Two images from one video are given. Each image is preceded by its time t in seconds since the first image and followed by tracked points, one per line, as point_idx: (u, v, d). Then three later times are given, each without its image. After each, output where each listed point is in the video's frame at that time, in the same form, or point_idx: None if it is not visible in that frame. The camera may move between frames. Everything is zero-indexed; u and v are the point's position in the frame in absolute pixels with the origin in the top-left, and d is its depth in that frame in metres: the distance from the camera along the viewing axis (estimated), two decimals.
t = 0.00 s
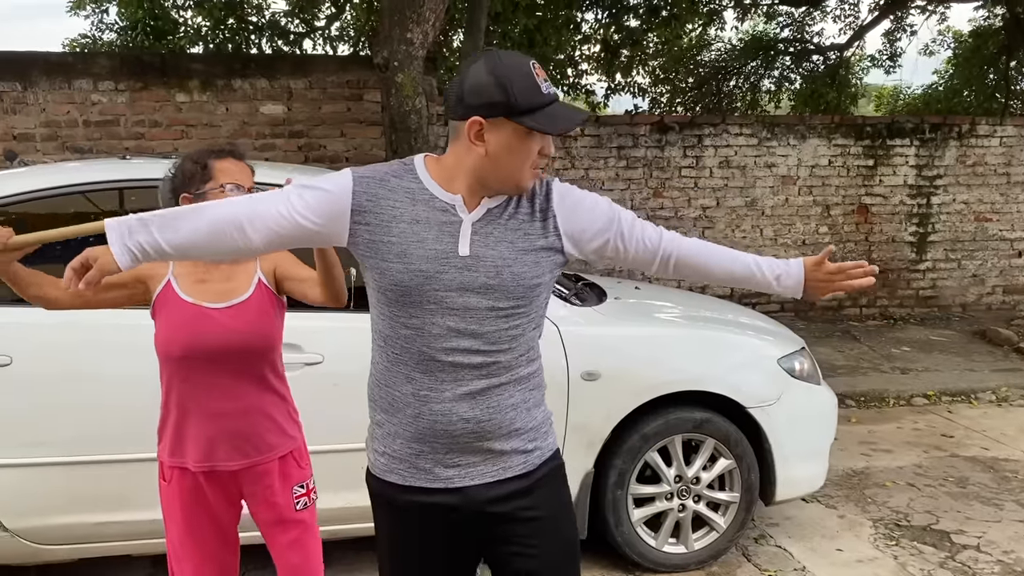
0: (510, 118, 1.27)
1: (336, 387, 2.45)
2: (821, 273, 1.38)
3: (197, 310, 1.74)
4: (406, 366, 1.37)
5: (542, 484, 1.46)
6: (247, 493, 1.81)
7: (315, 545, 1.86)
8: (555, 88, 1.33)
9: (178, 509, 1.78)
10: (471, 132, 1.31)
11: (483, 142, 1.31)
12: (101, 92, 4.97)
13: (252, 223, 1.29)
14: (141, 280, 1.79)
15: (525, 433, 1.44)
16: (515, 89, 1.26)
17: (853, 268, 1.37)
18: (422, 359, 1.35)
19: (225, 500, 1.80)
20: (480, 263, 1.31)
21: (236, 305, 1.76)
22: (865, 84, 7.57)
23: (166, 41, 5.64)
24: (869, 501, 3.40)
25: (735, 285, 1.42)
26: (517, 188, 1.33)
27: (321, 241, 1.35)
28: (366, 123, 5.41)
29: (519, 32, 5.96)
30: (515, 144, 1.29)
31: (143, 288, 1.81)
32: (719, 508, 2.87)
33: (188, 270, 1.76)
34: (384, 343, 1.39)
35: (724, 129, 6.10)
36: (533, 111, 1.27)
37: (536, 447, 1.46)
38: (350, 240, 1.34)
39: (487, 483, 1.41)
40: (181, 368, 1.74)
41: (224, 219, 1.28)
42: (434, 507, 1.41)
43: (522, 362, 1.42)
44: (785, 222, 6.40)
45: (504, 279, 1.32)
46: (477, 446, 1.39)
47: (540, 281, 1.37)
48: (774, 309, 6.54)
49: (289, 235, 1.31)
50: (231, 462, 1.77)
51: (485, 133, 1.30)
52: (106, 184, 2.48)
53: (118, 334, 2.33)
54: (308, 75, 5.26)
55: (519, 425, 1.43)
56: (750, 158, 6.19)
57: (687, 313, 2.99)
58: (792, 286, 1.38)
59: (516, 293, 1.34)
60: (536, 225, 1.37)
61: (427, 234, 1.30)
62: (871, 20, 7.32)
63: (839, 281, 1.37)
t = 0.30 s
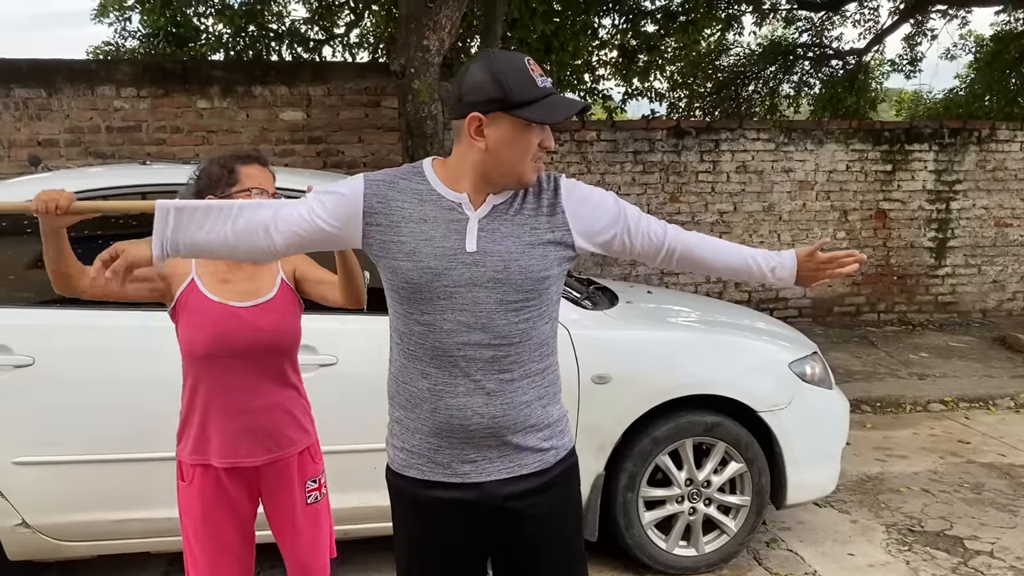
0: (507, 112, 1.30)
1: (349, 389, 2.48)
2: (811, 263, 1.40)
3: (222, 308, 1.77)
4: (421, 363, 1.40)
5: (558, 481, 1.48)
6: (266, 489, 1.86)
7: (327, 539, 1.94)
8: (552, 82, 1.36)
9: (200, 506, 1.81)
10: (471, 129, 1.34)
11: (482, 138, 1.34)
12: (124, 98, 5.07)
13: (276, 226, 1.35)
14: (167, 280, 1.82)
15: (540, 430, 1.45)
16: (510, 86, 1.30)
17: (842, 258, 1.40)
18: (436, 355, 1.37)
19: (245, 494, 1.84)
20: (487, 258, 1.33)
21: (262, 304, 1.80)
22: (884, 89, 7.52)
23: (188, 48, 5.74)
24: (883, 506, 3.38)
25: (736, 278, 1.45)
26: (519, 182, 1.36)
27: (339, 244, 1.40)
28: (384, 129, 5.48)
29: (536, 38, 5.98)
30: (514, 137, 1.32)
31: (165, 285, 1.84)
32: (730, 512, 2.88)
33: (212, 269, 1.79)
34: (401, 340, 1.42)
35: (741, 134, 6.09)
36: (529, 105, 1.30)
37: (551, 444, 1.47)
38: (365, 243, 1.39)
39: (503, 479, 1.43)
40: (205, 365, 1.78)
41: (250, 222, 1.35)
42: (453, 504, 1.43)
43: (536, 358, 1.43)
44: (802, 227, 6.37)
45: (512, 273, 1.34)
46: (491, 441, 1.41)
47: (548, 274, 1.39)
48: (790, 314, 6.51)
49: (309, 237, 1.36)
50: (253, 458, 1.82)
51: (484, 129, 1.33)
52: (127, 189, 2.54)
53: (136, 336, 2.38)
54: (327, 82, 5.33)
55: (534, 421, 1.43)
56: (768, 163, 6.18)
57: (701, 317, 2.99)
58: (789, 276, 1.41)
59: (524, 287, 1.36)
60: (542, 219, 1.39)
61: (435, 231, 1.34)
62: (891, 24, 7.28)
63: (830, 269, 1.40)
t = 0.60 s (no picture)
0: (530, 113, 1.32)
1: (366, 391, 2.51)
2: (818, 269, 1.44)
3: (251, 313, 1.80)
4: (449, 365, 1.41)
5: (586, 485, 1.48)
6: (285, 493, 1.88)
7: (341, 547, 1.96)
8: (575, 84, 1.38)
9: (220, 505, 1.84)
10: (495, 130, 1.36)
11: (506, 139, 1.36)
12: (146, 105, 5.16)
13: (310, 249, 1.38)
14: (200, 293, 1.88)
15: (568, 431, 1.45)
16: (534, 87, 1.31)
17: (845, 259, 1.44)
18: (463, 357, 1.38)
19: (264, 498, 1.87)
20: (512, 258, 1.34)
21: (287, 308, 1.83)
22: (905, 93, 7.46)
23: (209, 55, 5.82)
24: (901, 512, 3.35)
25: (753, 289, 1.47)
26: (542, 183, 1.38)
27: (372, 257, 1.43)
28: (402, 135, 5.53)
29: (554, 44, 6.03)
30: (537, 139, 1.34)
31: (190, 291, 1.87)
32: (746, 516, 2.87)
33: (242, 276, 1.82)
34: (430, 342, 1.44)
35: (760, 139, 6.07)
36: (553, 107, 1.32)
37: (579, 446, 1.47)
38: (394, 253, 1.41)
39: (531, 481, 1.43)
40: (232, 367, 1.82)
41: (285, 251, 1.38)
42: (479, 504, 1.44)
43: (563, 360, 1.42)
44: (821, 232, 6.33)
45: (537, 272, 1.34)
46: (519, 443, 1.41)
47: (573, 274, 1.39)
48: (809, 320, 6.46)
49: (343, 254, 1.39)
50: (274, 462, 1.85)
51: (508, 130, 1.35)
52: (150, 194, 2.58)
53: (157, 339, 2.43)
54: (346, 88, 5.40)
55: (561, 423, 1.43)
56: (786, 168, 6.15)
57: (719, 322, 2.99)
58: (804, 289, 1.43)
59: (550, 287, 1.36)
60: (564, 218, 1.40)
61: (460, 235, 1.35)
62: (912, 28, 7.22)
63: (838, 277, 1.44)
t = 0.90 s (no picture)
0: (547, 107, 1.33)
1: (380, 394, 2.53)
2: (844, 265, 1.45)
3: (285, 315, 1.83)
4: (467, 367, 1.42)
5: (602, 490, 1.48)
6: (311, 494, 1.90)
7: (360, 553, 1.97)
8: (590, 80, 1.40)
9: (247, 503, 1.86)
10: (512, 125, 1.37)
11: (522, 134, 1.37)
12: (163, 110, 5.23)
13: (341, 265, 1.40)
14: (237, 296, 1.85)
15: (586, 435, 1.44)
16: (551, 80, 1.33)
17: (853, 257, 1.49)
18: (481, 358, 1.39)
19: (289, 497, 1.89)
20: (529, 259, 1.33)
21: (323, 313, 1.85)
22: (922, 95, 7.41)
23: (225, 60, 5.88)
24: (918, 516, 3.32)
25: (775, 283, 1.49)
26: (559, 180, 1.38)
27: (399, 269, 1.45)
28: (416, 138, 5.56)
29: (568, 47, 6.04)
30: (554, 133, 1.35)
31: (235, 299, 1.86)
32: (760, 520, 2.86)
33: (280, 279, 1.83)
34: (450, 344, 1.45)
35: (775, 141, 6.05)
36: (569, 100, 1.33)
37: (598, 450, 1.46)
38: (417, 258, 1.42)
39: (547, 484, 1.43)
40: (265, 367, 1.85)
41: (319, 266, 1.40)
42: (494, 506, 1.45)
43: (581, 362, 1.41)
44: (837, 235, 6.30)
45: (554, 273, 1.34)
46: (536, 446, 1.41)
47: (591, 275, 1.37)
48: (825, 323, 6.42)
49: (373, 268, 1.42)
50: (303, 462, 1.87)
51: (525, 126, 1.36)
52: (167, 199, 2.62)
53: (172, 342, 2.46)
54: (361, 92, 5.43)
55: (579, 426, 1.42)
56: (801, 171, 6.13)
57: (734, 325, 2.99)
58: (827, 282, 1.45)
59: (567, 288, 1.35)
60: (581, 218, 1.39)
61: (477, 237, 1.35)
62: (929, 29, 7.17)
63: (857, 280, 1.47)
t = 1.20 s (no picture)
0: (561, 110, 1.33)
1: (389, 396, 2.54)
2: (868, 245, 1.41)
3: (328, 316, 1.86)
4: (477, 368, 1.43)
5: (611, 495, 1.48)
6: (350, 493, 1.94)
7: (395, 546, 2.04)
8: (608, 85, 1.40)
9: (288, 504, 1.88)
10: (526, 127, 1.38)
11: (537, 137, 1.37)
12: (174, 115, 5.27)
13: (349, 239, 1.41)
14: (272, 287, 1.92)
15: (593, 440, 1.44)
16: (566, 85, 1.34)
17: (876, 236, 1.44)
18: (490, 360, 1.40)
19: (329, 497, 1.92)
20: (539, 263, 1.34)
21: (363, 313, 1.90)
22: (933, 96, 7.38)
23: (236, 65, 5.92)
24: (930, 519, 3.30)
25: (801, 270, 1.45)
26: (572, 184, 1.38)
27: (405, 256, 1.45)
28: (426, 142, 5.58)
29: (578, 50, 6.04)
30: (568, 137, 1.35)
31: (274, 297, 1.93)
32: (770, 522, 2.85)
33: (317, 281, 1.88)
34: (460, 345, 1.47)
35: (784, 142, 6.03)
36: (584, 104, 1.33)
37: (606, 455, 1.46)
38: (426, 252, 1.44)
39: (554, 488, 1.44)
40: (306, 368, 1.87)
41: (326, 235, 1.40)
42: (503, 509, 1.46)
43: (589, 367, 1.41)
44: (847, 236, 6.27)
45: (564, 277, 1.34)
46: (542, 449, 1.42)
47: (602, 280, 1.37)
48: (836, 325, 6.39)
49: (379, 249, 1.42)
50: (344, 462, 1.90)
51: (539, 128, 1.37)
52: (178, 204, 2.65)
53: (183, 346, 2.48)
54: (371, 96, 5.46)
55: (587, 431, 1.42)
56: (811, 172, 6.11)
57: (744, 327, 2.98)
58: (853, 265, 1.40)
59: (577, 293, 1.35)
60: (594, 222, 1.39)
61: (489, 237, 1.37)
62: (940, 29, 7.14)
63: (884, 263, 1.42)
